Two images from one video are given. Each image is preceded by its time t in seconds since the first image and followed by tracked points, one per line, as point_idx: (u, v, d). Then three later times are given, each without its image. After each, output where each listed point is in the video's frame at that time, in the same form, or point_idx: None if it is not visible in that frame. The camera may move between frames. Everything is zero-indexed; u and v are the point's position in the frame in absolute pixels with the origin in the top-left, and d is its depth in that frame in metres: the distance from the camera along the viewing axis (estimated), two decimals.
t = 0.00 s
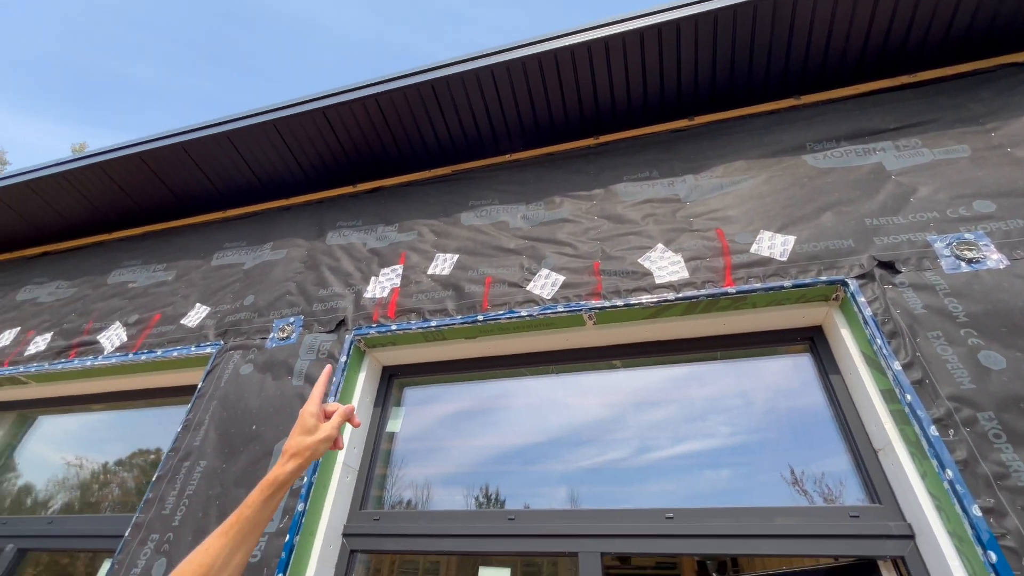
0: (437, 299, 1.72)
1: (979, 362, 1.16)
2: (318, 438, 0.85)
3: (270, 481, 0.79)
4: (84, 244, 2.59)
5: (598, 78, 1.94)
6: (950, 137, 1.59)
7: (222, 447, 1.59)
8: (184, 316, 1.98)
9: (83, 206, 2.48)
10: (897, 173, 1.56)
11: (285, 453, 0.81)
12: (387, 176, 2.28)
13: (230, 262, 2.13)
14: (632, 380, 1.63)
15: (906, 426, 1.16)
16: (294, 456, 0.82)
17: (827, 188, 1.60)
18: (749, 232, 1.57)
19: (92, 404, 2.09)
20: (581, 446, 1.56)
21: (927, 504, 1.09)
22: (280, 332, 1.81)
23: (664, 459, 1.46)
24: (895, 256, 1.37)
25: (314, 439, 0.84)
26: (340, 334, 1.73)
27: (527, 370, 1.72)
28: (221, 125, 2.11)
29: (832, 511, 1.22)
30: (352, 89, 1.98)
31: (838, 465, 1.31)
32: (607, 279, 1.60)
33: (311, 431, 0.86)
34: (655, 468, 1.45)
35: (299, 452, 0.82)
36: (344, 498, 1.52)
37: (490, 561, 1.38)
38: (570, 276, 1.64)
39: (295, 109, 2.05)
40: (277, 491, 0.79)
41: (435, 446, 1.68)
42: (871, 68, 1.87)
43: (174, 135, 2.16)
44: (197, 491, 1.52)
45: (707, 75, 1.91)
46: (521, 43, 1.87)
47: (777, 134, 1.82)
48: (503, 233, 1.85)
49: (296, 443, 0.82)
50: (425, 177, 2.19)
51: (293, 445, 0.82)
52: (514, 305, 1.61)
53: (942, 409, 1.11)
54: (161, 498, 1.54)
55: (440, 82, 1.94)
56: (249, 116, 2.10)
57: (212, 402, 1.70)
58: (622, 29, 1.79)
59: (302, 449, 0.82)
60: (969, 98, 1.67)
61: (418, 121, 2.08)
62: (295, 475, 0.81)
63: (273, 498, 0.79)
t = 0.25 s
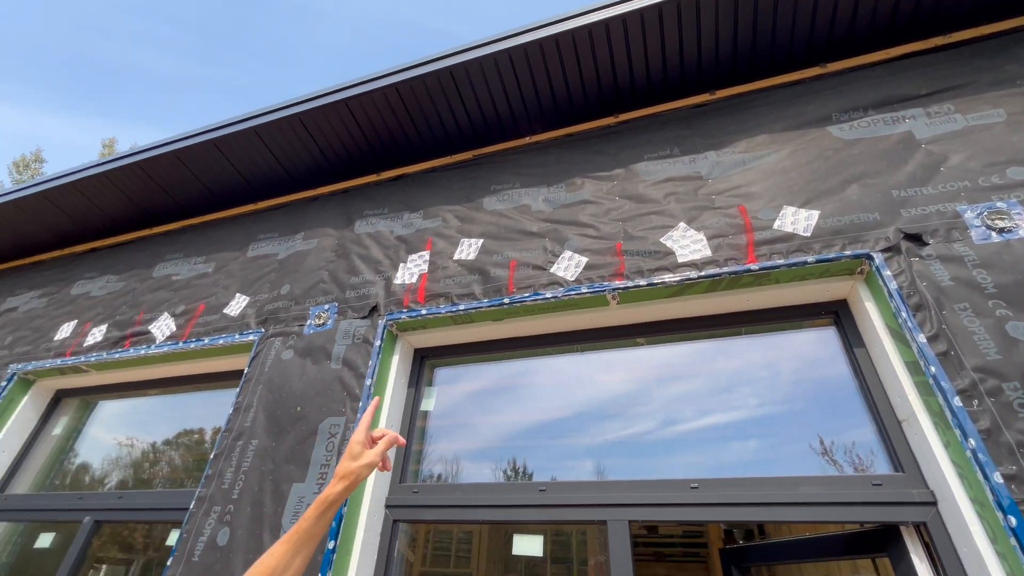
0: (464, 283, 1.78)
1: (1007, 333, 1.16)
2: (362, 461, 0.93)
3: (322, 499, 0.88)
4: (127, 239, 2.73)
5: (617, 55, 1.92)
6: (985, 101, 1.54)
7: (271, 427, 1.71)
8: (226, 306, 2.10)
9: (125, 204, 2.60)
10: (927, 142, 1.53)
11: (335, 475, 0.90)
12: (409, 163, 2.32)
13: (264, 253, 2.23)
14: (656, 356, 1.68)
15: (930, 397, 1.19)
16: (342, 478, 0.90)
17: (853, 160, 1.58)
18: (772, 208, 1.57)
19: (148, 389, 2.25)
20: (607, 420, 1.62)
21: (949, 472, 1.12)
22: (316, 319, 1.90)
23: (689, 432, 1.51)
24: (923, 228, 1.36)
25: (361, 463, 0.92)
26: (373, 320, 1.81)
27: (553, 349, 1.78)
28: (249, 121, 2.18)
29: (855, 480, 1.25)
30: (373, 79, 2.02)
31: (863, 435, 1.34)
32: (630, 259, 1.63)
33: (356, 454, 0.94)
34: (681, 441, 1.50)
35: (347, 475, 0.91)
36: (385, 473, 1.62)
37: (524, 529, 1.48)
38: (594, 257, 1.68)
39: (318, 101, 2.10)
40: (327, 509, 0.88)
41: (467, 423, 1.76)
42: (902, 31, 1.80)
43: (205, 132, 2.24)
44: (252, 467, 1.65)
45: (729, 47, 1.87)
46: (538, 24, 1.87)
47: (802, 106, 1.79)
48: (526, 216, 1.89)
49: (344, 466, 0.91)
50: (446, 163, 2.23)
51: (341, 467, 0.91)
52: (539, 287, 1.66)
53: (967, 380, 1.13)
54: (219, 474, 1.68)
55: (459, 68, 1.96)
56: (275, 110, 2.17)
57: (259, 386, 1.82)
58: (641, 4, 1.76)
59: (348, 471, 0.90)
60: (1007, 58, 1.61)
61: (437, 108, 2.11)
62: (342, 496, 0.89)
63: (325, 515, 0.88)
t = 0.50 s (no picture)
0: (495, 267, 1.84)
1: None
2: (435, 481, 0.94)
3: (391, 508, 0.88)
4: (175, 234, 2.90)
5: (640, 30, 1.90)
6: None
7: (321, 407, 1.84)
8: (271, 295, 2.23)
9: (170, 201, 2.76)
10: (964, 105, 1.48)
11: (407, 488, 0.90)
12: (435, 150, 2.37)
13: (303, 243, 2.35)
14: (684, 332, 1.72)
15: (962, 365, 1.20)
16: (413, 492, 0.90)
17: (885, 128, 1.55)
18: (800, 180, 1.56)
19: (206, 373, 2.44)
20: (637, 394, 1.68)
21: (980, 438, 1.14)
22: (356, 305, 2.01)
23: (718, 404, 1.55)
24: (958, 195, 1.34)
25: (432, 485, 0.92)
26: (410, 304, 1.91)
27: (583, 327, 1.84)
28: (281, 116, 2.27)
29: (884, 447, 1.28)
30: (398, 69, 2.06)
31: (895, 404, 1.36)
32: (656, 238, 1.66)
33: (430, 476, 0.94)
34: (710, 413, 1.54)
35: (417, 492, 0.91)
36: (428, 446, 1.73)
37: (561, 497, 1.57)
38: (620, 237, 1.71)
39: (346, 94, 2.17)
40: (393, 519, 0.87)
41: (503, 399, 1.85)
42: None
43: (241, 129, 2.34)
44: (306, 444, 1.79)
45: (755, 15, 1.83)
46: (559, 4, 1.86)
47: (832, 73, 1.75)
48: (552, 198, 1.93)
49: (419, 481, 0.92)
50: (471, 148, 2.27)
51: (414, 483, 0.91)
52: (568, 268, 1.71)
53: (999, 348, 1.14)
54: (278, 450, 1.83)
55: (481, 53, 1.98)
56: (305, 105, 2.24)
57: (307, 369, 1.95)
58: None
59: (422, 488, 0.91)
60: None
61: (461, 94, 2.14)
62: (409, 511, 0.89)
63: (390, 524, 0.86)
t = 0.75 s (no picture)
0: (530, 249, 1.90)
1: None
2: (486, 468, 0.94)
3: (442, 491, 0.89)
4: (221, 227, 3.05)
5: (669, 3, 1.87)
6: None
7: (370, 387, 1.96)
8: (315, 283, 2.35)
9: (216, 196, 2.90)
10: (1016, 64, 1.42)
11: (457, 471, 0.90)
12: (465, 135, 2.41)
13: (342, 232, 2.45)
14: (719, 308, 1.75)
15: (1007, 334, 1.19)
16: (462, 478, 0.90)
17: (929, 92, 1.50)
18: (839, 151, 1.54)
19: (260, 358, 2.61)
20: (672, 369, 1.72)
21: None
22: (397, 290, 2.11)
23: (754, 377, 1.59)
24: (1006, 160, 1.30)
25: (479, 471, 0.92)
26: (448, 288, 1.99)
27: (617, 305, 1.89)
28: (316, 109, 2.35)
29: (925, 417, 1.29)
30: (427, 57, 2.09)
31: (938, 373, 1.36)
32: (690, 215, 1.67)
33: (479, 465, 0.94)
34: (747, 386, 1.58)
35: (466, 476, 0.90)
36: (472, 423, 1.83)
37: (600, 468, 1.66)
38: (654, 216, 1.74)
39: (377, 85, 2.22)
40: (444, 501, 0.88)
41: (541, 377, 1.92)
42: None
43: (279, 124, 2.44)
44: (359, 422, 1.92)
45: None
46: None
47: (872, 37, 1.69)
48: (583, 179, 1.96)
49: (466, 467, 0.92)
50: (501, 131, 2.30)
51: (463, 467, 0.91)
52: (602, 249, 1.75)
53: None
54: (333, 427, 1.97)
55: (508, 37, 1.99)
56: (338, 97, 2.31)
57: (354, 352, 2.07)
58: None
59: (470, 473, 0.90)
60: None
61: (489, 79, 2.17)
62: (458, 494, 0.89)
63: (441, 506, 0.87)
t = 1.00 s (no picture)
0: (565, 230, 1.93)
1: None
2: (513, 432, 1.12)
3: (480, 456, 1.11)
4: (262, 217, 3.19)
5: None
6: None
7: (416, 366, 2.06)
8: (356, 269, 2.45)
9: (257, 187, 3.03)
10: None
11: (490, 440, 1.11)
12: (496, 118, 2.44)
13: (380, 219, 2.52)
14: (757, 282, 1.75)
15: None
16: (495, 443, 1.11)
17: (982, 51, 1.44)
18: (883, 118, 1.51)
19: (309, 341, 2.77)
20: (710, 343, 1.74)
21: None
22: (437, 274, 2.18)
23: (794, 348, 1.60)
24: None
25: (510, 438, 1.10)
26: (487, 270, 2.06)
27: (654, 281, 1.93)
28: (350, 99, 2.42)
29: (973, 385, 1.28)
30: (456, 42, 2.12)
31: (987, 341, 1.35)
32: (728, 190, 1.67)
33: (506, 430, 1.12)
34: (786, 358, 1.59)
35: (498, 442, 1.10)
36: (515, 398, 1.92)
37: (640, 440, 1.73)
38: (690, 192, 1.74)
39: (409, 72, 2.27)
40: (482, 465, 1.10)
41: (579, 353, 1.98)
42: None
43: (315, 115, 2.52)
44: (407, 399, 2.03)
45: None
46: None
47: None
48: (617, 158, 1.97)
49: (497, 432, 1.11)
50: (531, 112, 2.31)
51: (495, 436, 1.11)
52: (639, 226, 1.78)
53: None
54: (383, 405, 2.09)
55: (537, 17, 1.99)
56: (371, 87, 2.36)
57: (399, 334, 2.17)
58: None
59: (502, 440, 1.10)
60: None
61: (519, 60, 2.18)
62: (494, 457, 1.11)
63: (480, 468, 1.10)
